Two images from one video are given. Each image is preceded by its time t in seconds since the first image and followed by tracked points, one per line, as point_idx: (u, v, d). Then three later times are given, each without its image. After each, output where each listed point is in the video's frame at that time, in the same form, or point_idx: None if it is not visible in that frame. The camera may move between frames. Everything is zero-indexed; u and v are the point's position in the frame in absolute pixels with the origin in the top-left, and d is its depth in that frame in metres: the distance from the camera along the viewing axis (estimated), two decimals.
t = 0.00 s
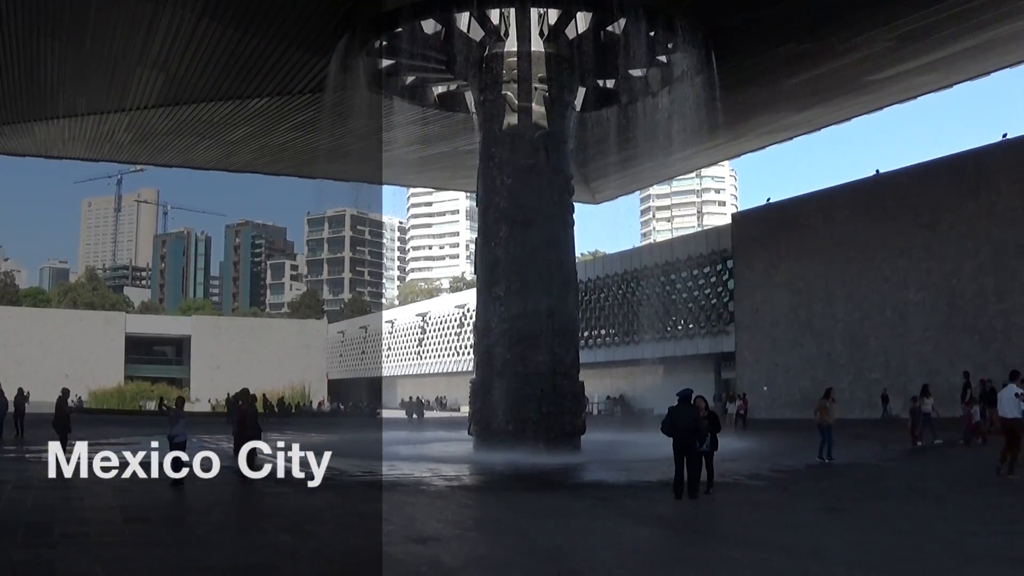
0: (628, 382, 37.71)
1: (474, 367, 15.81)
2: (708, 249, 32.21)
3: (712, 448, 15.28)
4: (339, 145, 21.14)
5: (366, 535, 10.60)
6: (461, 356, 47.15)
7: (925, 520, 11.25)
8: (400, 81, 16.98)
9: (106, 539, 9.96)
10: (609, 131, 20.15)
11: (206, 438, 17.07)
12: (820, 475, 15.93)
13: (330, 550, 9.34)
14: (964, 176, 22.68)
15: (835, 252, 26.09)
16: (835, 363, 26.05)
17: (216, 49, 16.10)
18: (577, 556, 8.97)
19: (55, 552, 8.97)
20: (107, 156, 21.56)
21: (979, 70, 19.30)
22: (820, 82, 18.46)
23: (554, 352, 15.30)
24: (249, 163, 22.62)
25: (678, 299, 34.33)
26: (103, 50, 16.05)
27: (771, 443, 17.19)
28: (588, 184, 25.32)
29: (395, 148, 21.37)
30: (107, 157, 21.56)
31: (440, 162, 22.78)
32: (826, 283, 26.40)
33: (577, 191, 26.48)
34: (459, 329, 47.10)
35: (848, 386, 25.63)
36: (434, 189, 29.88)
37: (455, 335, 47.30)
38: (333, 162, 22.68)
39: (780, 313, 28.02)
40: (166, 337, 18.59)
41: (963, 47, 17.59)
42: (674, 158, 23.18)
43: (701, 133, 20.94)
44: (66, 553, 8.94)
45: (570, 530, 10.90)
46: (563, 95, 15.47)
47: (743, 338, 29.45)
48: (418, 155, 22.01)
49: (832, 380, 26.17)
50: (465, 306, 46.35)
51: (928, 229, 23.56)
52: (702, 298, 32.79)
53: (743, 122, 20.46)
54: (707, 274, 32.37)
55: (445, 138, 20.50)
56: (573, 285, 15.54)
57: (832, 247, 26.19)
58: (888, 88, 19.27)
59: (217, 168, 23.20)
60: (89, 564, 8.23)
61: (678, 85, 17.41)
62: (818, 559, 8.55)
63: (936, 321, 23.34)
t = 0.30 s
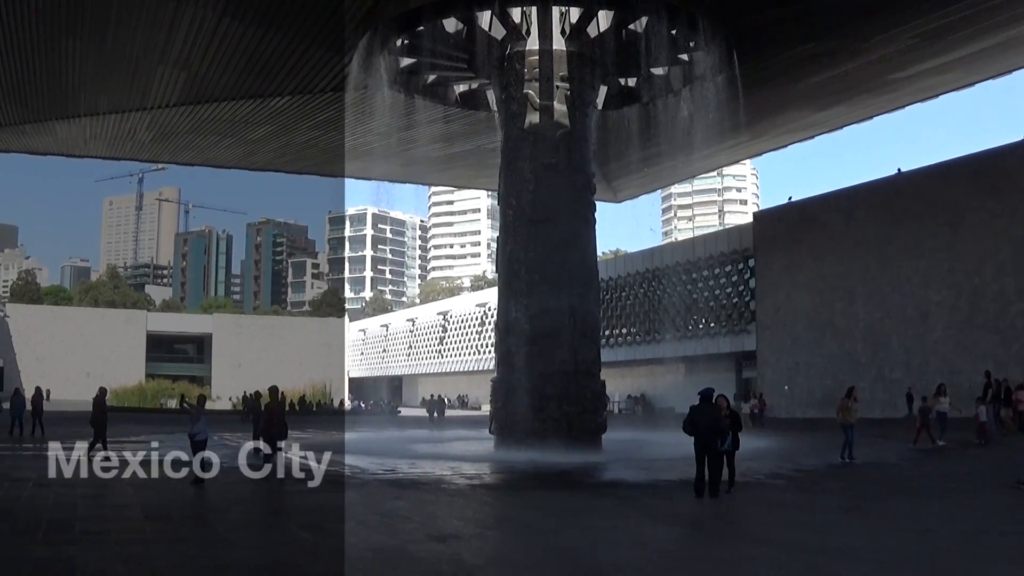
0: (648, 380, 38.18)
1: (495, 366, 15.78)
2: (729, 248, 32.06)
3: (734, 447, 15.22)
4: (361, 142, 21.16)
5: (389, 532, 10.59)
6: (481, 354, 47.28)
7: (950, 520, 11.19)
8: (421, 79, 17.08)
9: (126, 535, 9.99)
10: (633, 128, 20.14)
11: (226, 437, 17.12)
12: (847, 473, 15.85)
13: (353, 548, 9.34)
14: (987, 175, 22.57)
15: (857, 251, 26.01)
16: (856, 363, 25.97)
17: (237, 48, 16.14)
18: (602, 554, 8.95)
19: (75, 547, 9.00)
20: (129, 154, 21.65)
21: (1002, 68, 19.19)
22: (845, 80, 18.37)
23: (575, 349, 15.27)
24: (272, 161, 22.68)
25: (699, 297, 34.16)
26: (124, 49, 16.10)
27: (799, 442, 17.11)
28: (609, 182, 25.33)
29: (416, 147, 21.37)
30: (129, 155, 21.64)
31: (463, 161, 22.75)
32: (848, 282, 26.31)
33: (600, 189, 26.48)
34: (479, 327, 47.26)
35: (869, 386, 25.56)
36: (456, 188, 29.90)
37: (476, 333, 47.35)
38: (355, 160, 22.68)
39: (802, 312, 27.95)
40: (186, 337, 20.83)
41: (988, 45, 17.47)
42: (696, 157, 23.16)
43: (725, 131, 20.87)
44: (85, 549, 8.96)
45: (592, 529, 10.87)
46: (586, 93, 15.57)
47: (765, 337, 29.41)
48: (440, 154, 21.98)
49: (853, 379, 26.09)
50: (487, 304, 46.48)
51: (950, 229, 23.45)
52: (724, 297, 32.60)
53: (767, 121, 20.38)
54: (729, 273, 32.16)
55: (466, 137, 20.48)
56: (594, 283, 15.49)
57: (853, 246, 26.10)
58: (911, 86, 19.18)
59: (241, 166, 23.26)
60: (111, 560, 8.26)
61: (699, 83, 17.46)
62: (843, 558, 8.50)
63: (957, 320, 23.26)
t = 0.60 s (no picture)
0: (666, 377, 38.48)
1: (512, 363, 15.83)
2: (747, 246, 31.82)
3: (752, 445, 15.19)
4: (378, 140, 21.17)
5: (410, 528, 10.59)
6: (499, 352, 47.64)
7: (972, 518, 11.14)
8: (438, 76, 17.09)
9: (144, 532, 9.99)
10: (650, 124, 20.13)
11: (244, 434, 17.16)
12: (869, 471, 15.80)
13: (374, 544, 9.33)
14: (1004, 173, 22.48)
15: (874, 248, 25.97)
16: (873, 361, 25.93)
17: (252, 45, 16.14)
18: (624, 551, 8.94)
19: (93, 543, 9.01)
20: (146, 151, 21.73)
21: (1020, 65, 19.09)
22: (864, 77, 18.30)
23: (592, 347, 15.24)
24: (290, 158, 22.74)
25: (716, 294, 33.89)
26: (140, 46, 16.13)
27: (824, 440, 17.07)
28: (627, 180, 25.34)
29: (433, 144, 21.40)
30: (145, 152, 21.70)
31: (481, 159, 22.76)
32: (866, 279, 26.26)
33: (617, 187, 26.55)
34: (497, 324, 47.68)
35: (886, 383, 25.52)
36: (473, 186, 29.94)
37: (494, 330, 47.74)
38: (371, 157, 22.68)
39: (819, 309, 27.92)
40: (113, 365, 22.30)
41: (1007, 41, 17.36)
42: (714, 155, 23.15)
43: (741, 129, 20.85)
44: (102, 545, 8.96)
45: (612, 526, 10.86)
46: (603, 90, 15.55)
47: (782, 334, 29.41)
48: (458, 151, 21.98)
49: (871, 377, 26.04)
50: (505, 301, 46.92)
51: (968, 227, 23.37)
52: (740, 295, 32.37)
53: (785, 118, 20.34)
54: (746, 270, 31.94)
55: (483, 134, 20.48)
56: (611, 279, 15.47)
57: (871, 243, 26.05)
58: (930, 82, 19.09)
59: (259, 164, 23.33)
60: (130, 556, 8.26)
61: (716, 80, 17.44)
62: (867, 556, 8.47)
63: (974, 319, 23.20)
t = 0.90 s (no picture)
0: (689, 375, 38.66)
1: (534, 362, 15.84)
2: (769, 244, 31.70)
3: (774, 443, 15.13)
4: (399, 139, 21.20)
5: (440, 524, 10.52)
6: (521, 351, 48.03)
7: (1004, 515, 11.04)
8: (459, 75, 17.18)
9: (168, 525, 9.95)
10: (672, 121, 20.15)
11: (267, 433, 17.21)
12: (894, 470, 15.72)
13: (401, 540, 9.26)
14: None
15: (895, 247, 25.91)
16: (895, 359, 25.88)
17: (273, 45, 16.17)
18: (659, 546, 8.87)
19: (119, 537, 8.95)
20: (168, 151, 21.83)
21: None
22: (888, 74, 18.24)
23: (614, 345, 15.22)
24: (311, 157, 22.79)
25: (738, 293, 33.79)
26: (160, 47, 16.18)
27: (859, 439, 17.03)
28: (648, 179, 25.38)
29: (455, 143, 21.43)
30: (165, 152, 21.79)
31: (503, 158, 22.77)
32: (887, 278, 26.20)
33: (638, 186, 26.61)
34: (519, 324, 48.05)
35: (908, 381, 25.46)
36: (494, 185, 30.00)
37: (515, 330, 48.38)
38: (392, 156, 22.69)
39: (841, 308, 27.87)
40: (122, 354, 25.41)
41: None
42: (735, 153, 23.14)
43: (762, 127, 20.83)
44: (126, 540, 8.91)
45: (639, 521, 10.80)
46: (624, 89, 15.55)
47: (804, 333, 29.38)
48: (480, 150, 21.98)
49: (892, 376, 25.98)
50: (526, 300, 47.33)
51: (989, 225, 23.28)
52: (761, 293, 32.21)
53: (808, 115, 20.29)
54: (767, 268, 31.82)
55: (505, 132, 20.46)
56: (633, 278, 15.46)
57: (893, 242, 26.00)
58: (953, 79, 19.00)
59: (281, 164, 23.41)
60: (157, 551, 8.20)
61: (738, 78, 17.52)
62: (906, 553, 8.35)
63: (996, 316, 23.09)
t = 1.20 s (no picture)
0: (710, 375, 38.61)
1: (555, 362, 15.84)
2: (791, 244, 31.63)
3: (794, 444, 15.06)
4: (421, 139, 21.24)
5: (471, 521, 10.51)
6: (542, 350, 48.16)
7: None
8: (481, 74, 17.23)
9: (193, 524, 9.86)
10: (694, 121, 20.15)
11: (287, 433, 17.24)
12: (918, 470, 15.68)
13: (435, 537, 9.23)
14: None
15: (916, 247, 25.85)
16: (916, 360, 25.78)
17: (295, 45, 16.20)
18: (696, 543, 8.85)
19: (142, 536, 8.81)
20: (189, 151, 21.93)
21: None
22: (911, 73, 18.18)
23: (636, 345, 15.18)
24: (333, 157, 22.82)
25: (759, 293, 33.74)
26: (181, 46, 16.21)
27: (891, 440, 16.99)
28: (670, 178, 25.38)
29: (477, 142, 21.45)
30: (187, 151, 21.85)
31: (523, 157, 22.77)
32: (908, 278, 26.13)
33: (659, 186, 26.61)
34: (540, 323, 48.16)
35: (929, 381, 25.36)
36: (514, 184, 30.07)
37: (537, 329, 48.43)
38: (414, 155, 22.72)
39: (862, 308, 27.79)
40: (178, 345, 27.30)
41: None
42: (757, 153, 23.10)
43: (782, 127, 20.83)
44: (157, 537, 8.88)
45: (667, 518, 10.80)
46: (645, 87, 15.53)
47: (826, 334, 29.29)
48: (502, 149, 21.98)
49: (914, 376, 25.88)
50: (547, 299, 47.52)
51: (1011, 224, 23.22)
52: (783, 293, 32.13)
53: (831, 115, 20.26)
54: (789, 268, 31.78)
55: (526, 132, 20.45)
56: (654, 279, 15.42)
57: (915, 242, 25.92)
58: (975, 79, 18.94)
59: (303, 164, 23.47)
60: (188, 549, 8.16)
61: (759, 78, 17.67)
62: (947, 552, 8.31)
63: (1018, 316, 23.00)
